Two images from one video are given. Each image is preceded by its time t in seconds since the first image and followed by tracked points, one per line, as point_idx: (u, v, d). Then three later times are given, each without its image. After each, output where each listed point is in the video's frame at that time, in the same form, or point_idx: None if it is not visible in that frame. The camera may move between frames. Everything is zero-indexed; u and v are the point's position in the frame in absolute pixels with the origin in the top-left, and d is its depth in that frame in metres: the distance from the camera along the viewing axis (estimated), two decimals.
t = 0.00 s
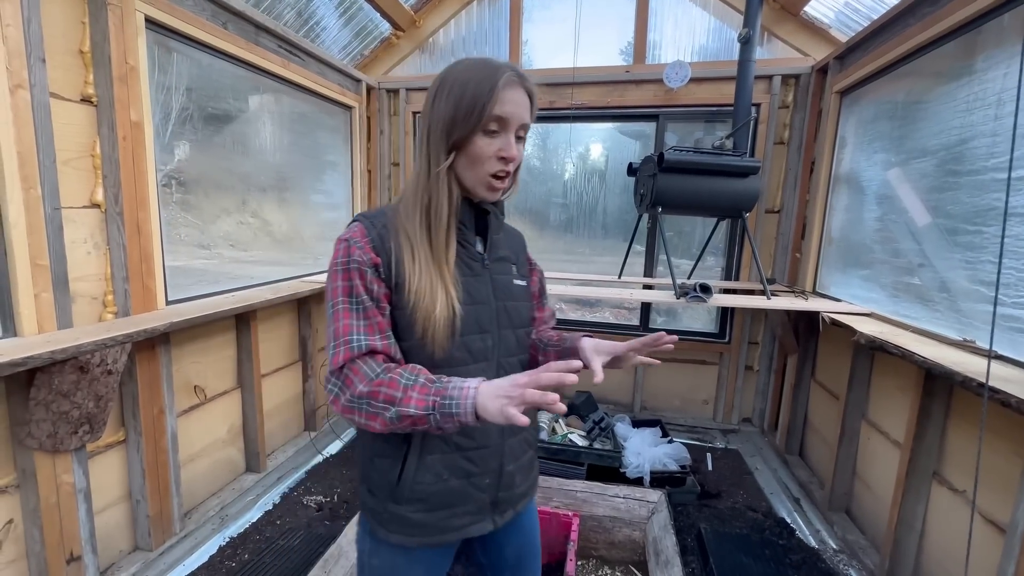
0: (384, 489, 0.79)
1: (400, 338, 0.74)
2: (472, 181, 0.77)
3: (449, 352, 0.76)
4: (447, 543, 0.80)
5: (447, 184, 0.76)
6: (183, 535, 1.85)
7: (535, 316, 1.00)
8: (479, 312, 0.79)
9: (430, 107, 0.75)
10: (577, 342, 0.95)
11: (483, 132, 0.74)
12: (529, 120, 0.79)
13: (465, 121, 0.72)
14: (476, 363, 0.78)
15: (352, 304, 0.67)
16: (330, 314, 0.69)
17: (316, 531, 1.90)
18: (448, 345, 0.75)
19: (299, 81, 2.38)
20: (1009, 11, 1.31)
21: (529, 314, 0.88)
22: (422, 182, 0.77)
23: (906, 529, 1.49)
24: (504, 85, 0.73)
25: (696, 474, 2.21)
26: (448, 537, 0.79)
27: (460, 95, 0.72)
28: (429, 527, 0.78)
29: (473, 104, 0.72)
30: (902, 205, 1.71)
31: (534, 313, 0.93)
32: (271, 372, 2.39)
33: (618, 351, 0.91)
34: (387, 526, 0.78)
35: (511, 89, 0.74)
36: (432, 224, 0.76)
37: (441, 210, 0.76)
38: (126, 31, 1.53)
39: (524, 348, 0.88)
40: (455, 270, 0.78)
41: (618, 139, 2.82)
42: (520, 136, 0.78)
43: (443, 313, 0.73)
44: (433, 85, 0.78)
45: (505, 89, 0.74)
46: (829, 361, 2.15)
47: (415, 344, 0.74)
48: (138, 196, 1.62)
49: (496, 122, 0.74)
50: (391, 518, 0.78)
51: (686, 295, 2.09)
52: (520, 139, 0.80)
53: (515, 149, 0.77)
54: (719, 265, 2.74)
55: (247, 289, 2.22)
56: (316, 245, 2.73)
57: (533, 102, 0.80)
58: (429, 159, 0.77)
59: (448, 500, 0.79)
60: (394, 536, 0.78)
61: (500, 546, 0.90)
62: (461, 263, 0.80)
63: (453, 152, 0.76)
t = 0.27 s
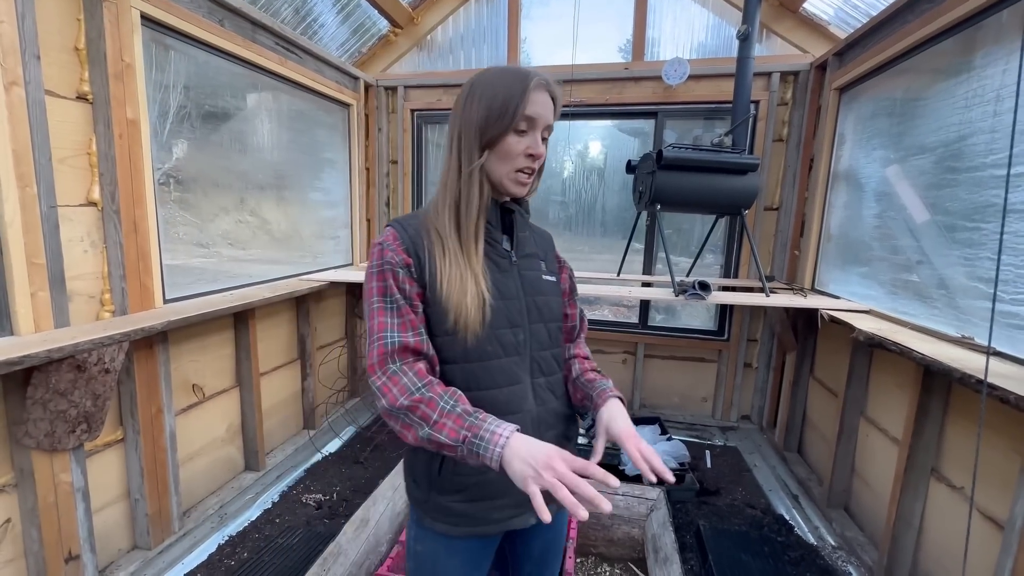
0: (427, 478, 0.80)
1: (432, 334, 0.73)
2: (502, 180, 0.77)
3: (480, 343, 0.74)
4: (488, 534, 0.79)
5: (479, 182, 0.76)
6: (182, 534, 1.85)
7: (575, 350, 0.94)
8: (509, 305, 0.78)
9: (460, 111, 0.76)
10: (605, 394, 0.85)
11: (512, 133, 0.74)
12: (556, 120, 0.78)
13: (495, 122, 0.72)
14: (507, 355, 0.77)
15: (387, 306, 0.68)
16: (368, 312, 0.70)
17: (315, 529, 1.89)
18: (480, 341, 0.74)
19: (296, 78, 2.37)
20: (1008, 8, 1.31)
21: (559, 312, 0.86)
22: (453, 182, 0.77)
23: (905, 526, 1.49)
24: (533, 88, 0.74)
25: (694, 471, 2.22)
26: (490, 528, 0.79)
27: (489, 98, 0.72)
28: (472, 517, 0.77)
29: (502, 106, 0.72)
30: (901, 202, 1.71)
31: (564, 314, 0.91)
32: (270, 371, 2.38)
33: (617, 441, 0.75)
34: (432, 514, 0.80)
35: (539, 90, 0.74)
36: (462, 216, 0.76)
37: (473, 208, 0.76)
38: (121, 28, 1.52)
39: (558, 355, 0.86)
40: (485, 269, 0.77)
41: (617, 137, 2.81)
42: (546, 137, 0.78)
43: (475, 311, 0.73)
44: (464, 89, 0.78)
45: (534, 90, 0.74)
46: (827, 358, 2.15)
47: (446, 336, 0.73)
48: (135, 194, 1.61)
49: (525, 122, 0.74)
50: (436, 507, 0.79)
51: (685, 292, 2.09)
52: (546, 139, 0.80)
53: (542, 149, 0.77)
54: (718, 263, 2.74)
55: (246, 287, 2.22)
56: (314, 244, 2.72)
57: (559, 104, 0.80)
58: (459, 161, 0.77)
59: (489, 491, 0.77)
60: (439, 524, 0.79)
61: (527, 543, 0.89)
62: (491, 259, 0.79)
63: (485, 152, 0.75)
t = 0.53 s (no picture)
0: (449, 469, 0.81)
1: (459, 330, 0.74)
2: (525, 181, 0.77)
3: (507, 338, 0.75)
4: (508, 525, 0.80)
5: (503, 184, 0.76)
6: (177, 533, 1.84)
7: (592, 341, 0.94)
8: (533, 302, 0.78)
9: (482, 115, 0.76)
10: (627, 374, 0.85)
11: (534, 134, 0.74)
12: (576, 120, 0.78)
13: (518, 124, 0.72)
14: (531, 350, 0.77)
15: (416, 300, 0.69)
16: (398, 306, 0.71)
17: (311, 527, 1.89)
18: (507, 337, 0.75)
19: (289, 74, 2.35)
20: (999, 5, 1.32)
21: (580, 309, 0.86)
22: (478, 185, 0.77)
23: (897, 518, 1.51)
24: (553, 89, 0.73)
25: (689, 467, 2.23)
26: (510, 520, 0.79)
27: (511, 102, 0.72)
28: (493, 507, 0.78)
29: (524, 108, 0.72)
30: (893, 198, 1.72)
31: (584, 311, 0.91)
32: (265, 369, 2.37)
33: (652, 409, 0.76)
34: (453, 506, 0.80)
35: (559, 92, 0.74)
36: (488, 214, 0.77)
37: (499, 208, 0.76)
38: (111, 23, 1.50)
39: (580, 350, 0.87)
40: (512, 263, 0.77)
41: (611, 133, 2.81)
42: (568, 138, 0.78)
43: (501, 309, 0.73)
44: (485, 93, 0.78)
45: (554, 93, 0.74)
46: (821, 354, 2.16)
47: (472, 331, 0.73)
48: (127, 192, 1.60)
49: (547, 123, 0.74)
50: (457, 498, 0.79)
51: (680, 288, 2.09)
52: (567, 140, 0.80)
53: (563, 150, 0.77)
54: (712, 260, 2.75)
55: (240, 285, 2.21)
56: (309, 241, 2.71)
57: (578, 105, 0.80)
58: (483, 163, 0.77)
59: (511, 483, 0.79)
60: (460, 516, 0.80)
61: (540, 536, 0.88)
62: (516, 256, 0.79)
63: (508, 155, 0.75)
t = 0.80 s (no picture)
0: (449, 457, 0.81)
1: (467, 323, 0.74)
2: (533, 179, 0.77)
3: (513, 333, 0.75)
4: (506, 515, 0.81)
5: (512, 182, 0.76)
6: (165, 533, 1.82)
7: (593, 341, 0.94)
8: (540, 299, 0.78)
9: (493, 110, 0.76)
10: (624, 382, 0.85)
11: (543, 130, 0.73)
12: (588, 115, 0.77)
13: (527, 120, 0.71)
14: (536, 346, 0.77)
15: (432, 290, 0.69)
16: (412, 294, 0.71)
17: (302, 525, 1.88)
18: (513, 332, 0.75)
19: (275, 68, 2.32)
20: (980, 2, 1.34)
21: (584, 307, 0.87)
22: (488, 179, 0.77)
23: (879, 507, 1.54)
24: (563, 85, 0.72)
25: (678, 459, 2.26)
26: (508, 510, 0.80)
27: (520, 97, 0.72)
28: (492, 497, 0.79)
29: (533, 105, 0.71)
30: (877, 193, 1.75)
31: (588, 311, 0.92)
32: (253, 366, 2.35)
33: (645, 425, 0.77)
34: (452, 495, 0.80)
35: (570, 86, 0.73)
36: (499, 210, 0.76)
37: (508, 205, 0.76)
38: (91, 14, 1.47)
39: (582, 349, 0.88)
40: (521, 258, 0.78)
41: (601, 128, 2.82)
42: (578, 134, 0.76)
43: (508, 306, 0.73)
44: (497, 87, 0.77)
45: (564, 88, 0.72)
46: (806, 348, 2.20)
47: (480, 326, 0.74)
48: (109, 188, 1.57)
49: (555, 120, 0.73)
50: (456, 486, 0.80)
51: (669, 283, 2.11)
52: (579, 135, 0.79)
53: (573, 146, 0.76)
54: (700, 255, 2.78)
55: (227, 282, 2.18)
56: (297, 237, 2.69)
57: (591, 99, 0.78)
58: (493, 160, 0.77)
59: (510, 474, 0.79)
60: (458, 505, 0.80)
61: (536, 527, 0.90)
62: (525, 252, 0.79)
63: (518, 153, 0.75)
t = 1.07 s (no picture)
0: (446, 448, 0.82)
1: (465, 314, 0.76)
2: (533, 170, 0.77)
3: (510, 325, 0.76)
4: (500, 502, 0.82)
5: (511, 174, 0.77)
6: (152, 531, 1.81)
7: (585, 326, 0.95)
8: (539, 292, 0.79)
9: (492, 105, 0.76)
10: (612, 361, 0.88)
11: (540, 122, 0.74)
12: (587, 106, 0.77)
13: (524, 113, 0.72)
14: (534, 337, 0.79)
15: (427, 284, 0.70)
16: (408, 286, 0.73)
17: (292, 520, 1.87)
18: (511, 323, 0.76)
19: (257, 60, 2.29)
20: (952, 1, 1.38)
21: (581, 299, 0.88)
22: (487, 173, 0.78)
23: (856, 490, 1.59)
24: (559, 76, 0.73)
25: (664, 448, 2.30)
26: (502, 497, 0.82)
27: (517, 89, 0.72)
28: (486, 484, 0.81)
29: (529, 97, 0.72)
30: (855, 187, 1.80)
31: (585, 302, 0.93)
32: (239, 363, 2.33)
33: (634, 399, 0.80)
34: (447, 483, 0.82)
35: (567, 77, 0.74)
36: (498, 203, 0.77)
37: (508, 197, 0.77)
38: (65, 3, 1.43)
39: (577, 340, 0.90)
40: (520, 251, 0.79)
41: (586, 123, 2.84)
42: (576, 124, 0.77)
43: (506, 297, 0.75)
44: (494, 80, 0.78)
45: (560, 78, 0.73)
46: (787, 338, 2.25)
47: (479, 318, 0.75)
48: (88, 182, 1.54)
49: (553, 111, 0.74)
50: (452, 475, 0.81)
51: (654, 276, 2.14)
52: (578, 126, 0.79)
53: (572, 136, 0.76)
54: (685, 248, 2.82)
55: (211, 278, 2.15)
56: (282, 232, 2.66)
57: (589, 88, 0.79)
58: (491, 153, 0.78)
59: (504, 462, 0.81)
60: (453, 492, 0.82)
61: (529, 513, 0.92)
62: (525, 245, 0.80)
63: (516, 144, 0.76)
